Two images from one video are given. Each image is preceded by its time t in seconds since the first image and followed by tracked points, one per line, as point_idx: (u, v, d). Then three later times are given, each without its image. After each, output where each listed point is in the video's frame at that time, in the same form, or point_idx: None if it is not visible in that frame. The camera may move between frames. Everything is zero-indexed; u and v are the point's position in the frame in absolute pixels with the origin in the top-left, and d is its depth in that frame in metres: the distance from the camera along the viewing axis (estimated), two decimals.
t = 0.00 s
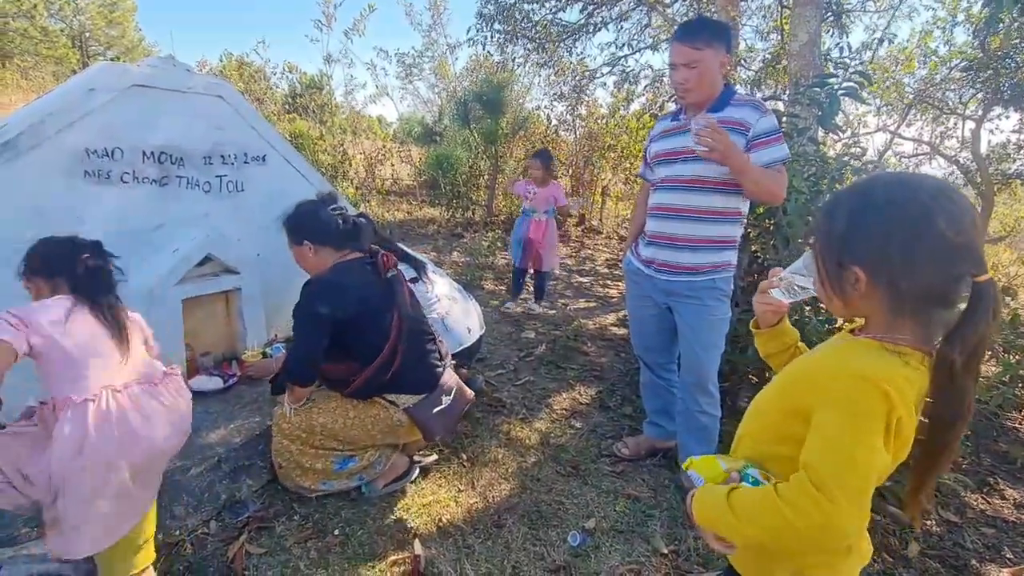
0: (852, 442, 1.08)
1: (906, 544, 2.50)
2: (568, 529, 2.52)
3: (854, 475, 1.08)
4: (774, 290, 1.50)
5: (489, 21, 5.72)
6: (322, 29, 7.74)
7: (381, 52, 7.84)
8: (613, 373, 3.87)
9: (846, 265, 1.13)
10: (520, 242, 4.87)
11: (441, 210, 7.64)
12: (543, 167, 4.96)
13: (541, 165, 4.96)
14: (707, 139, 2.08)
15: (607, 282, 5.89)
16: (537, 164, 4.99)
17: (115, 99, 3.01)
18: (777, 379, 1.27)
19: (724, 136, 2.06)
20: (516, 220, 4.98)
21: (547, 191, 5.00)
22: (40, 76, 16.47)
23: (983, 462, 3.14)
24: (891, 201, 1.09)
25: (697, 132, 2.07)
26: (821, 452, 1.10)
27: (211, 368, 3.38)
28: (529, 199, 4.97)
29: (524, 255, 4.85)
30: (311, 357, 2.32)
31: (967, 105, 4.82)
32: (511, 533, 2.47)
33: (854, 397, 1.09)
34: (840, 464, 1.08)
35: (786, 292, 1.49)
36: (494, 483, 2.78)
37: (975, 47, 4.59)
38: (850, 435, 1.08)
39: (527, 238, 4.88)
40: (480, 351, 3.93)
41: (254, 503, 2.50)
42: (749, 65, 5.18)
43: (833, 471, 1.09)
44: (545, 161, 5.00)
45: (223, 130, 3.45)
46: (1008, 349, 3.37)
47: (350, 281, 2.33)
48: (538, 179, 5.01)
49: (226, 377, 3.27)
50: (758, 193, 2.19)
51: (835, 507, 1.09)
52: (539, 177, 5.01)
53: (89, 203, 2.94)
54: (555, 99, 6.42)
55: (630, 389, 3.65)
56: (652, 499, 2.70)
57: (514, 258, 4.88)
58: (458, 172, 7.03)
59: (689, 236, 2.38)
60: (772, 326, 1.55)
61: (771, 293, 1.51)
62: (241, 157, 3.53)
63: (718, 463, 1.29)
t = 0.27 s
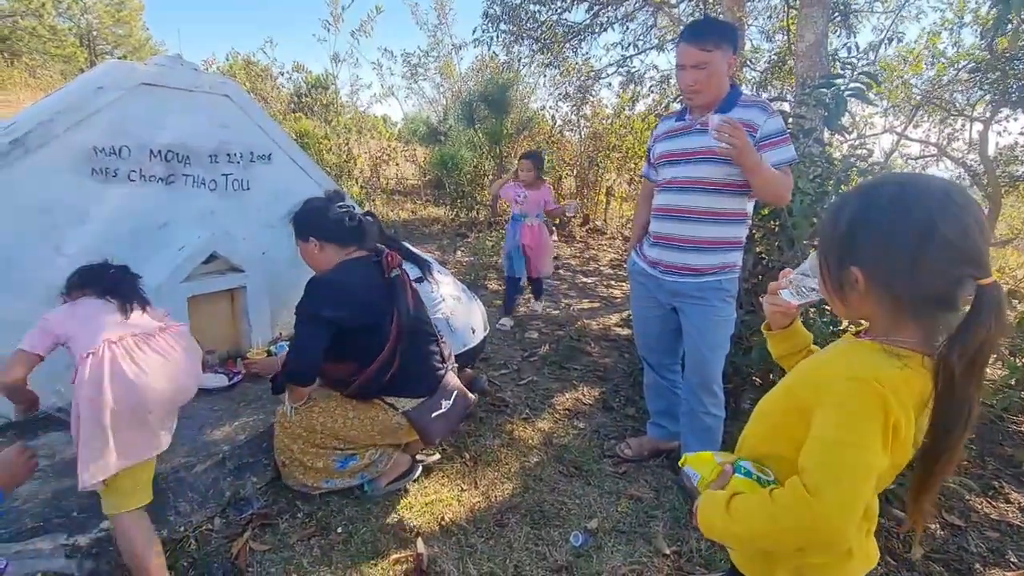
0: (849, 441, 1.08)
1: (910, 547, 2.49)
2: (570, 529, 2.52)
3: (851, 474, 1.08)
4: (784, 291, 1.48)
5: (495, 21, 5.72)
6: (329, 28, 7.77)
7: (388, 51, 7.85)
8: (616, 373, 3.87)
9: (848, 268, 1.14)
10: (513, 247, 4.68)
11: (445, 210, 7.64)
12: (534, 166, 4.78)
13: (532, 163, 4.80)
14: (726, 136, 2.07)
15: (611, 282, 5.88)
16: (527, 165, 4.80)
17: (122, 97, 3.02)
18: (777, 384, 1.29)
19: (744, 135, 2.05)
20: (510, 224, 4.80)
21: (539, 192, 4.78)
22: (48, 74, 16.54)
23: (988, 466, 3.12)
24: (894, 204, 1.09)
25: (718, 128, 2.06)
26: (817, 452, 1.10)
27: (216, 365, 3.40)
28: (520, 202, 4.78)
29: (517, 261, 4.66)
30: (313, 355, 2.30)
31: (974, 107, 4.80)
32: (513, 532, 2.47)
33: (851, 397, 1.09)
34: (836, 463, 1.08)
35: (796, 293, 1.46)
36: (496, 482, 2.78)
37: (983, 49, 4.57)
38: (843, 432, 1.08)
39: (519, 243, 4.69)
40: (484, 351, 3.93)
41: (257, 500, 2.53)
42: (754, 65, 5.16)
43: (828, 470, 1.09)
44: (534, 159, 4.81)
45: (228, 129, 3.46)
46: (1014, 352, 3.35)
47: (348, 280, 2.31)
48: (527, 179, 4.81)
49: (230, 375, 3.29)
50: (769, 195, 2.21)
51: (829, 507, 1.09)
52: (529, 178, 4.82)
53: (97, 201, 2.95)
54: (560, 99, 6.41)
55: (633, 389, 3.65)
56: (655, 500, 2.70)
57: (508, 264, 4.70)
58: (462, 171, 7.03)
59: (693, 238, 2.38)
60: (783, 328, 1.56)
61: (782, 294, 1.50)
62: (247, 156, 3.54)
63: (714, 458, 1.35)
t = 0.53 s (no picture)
0: (856, 445, 1.07)
1: (912, 549, 2.48)
2: (571, 529, 2.51)
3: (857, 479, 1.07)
4: (783, 296, 1.50)
5: (497, 20, 5.72)
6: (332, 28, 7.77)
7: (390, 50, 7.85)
8: (618, 373, 3.86)
9: (850, 269, 1.13)
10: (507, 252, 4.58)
11: (447, 209, 7.64)
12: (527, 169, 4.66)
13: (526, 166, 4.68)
14: (731, 136, 2.07)
15: (613, 282, 5.87)
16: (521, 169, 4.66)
17: (125, 96, 3.01)
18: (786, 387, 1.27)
19: (749, 134, 2.04)
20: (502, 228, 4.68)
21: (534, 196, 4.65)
22: (51, 73, 16.58)
23: (991, 467, 3.10)
24: (894, 203, 1.09)
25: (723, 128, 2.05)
26: (824, 455, 1.10)
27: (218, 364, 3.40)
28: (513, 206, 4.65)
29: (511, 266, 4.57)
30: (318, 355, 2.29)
31: (978, 107, 4.79)
32: (514, 532, 2.47)
33: (860, 402, 1.09)
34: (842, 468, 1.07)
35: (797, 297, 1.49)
36: (497, 482, 2.78)
37: (987, 48, 4.55)
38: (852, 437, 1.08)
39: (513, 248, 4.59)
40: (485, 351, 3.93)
41: (259, 499, 2.52)
42: (757, 64, 5.15)
43: (835, 474, 1.08)
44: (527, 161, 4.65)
45: (231, 128, 3.46)
46: (1018, 353, 3.34)
47: (353, 281, 2.31)
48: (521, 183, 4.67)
49: (232, 373, 3.29)
50: (772, 196, 2.21)
51: (831, 509, 1.09)
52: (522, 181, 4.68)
53: (99, 200, 2.96)
54: (563, 99, 6.40)
55: (635, 389, 3.64)
56: (656, 500, 2.69)
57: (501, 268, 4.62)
58: (465, 171, 7.02)
59: (696, 238, 2.38)
60: (784, 331, 1.55)
61: (780, 298, 1.51)
62: (249, 155, 3.54)
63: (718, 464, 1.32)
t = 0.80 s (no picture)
0: (877, 443, 1.07)
1: (915, 550, 2.47)
2: (573, 529, 2.51)
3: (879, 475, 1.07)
4: (779, 302, 1.49)
5: (500, 20, 5.71)
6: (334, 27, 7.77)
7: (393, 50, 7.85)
8: (620, 373, 3.86)
9: (865, 269, 1.12)
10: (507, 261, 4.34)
11: (449, 209, 7.64)
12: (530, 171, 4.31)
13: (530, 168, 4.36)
14: (732, 138, 2.06)
15: (615, 282, 5.87)
16: (524, 170, 4.32)
17: (129, 95, 3.00)
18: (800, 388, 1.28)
19: (750, 135, 2.04)
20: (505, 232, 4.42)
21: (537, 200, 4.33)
22: (56, 73, 16.63)
23: (995, 468, 3.09)
24: (906, 201, 1.08)
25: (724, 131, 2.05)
26: (845, 453, 1.09)
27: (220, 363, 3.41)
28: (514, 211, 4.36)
29: (511, 275, 4.34)
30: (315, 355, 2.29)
31: (983, 107, 4.78)
32: (516, 532, 2.47)
33: (881, 399, 1.09)
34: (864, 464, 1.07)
35: (792, 304, 1.49)
36: (499, 481, 2.78)
37: (991, 48, 4.53)
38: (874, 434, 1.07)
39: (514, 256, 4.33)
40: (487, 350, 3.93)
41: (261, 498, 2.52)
42: (760, 64, 5.14)
43: (856, 472, 1.08)
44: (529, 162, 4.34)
45: (234, 127, 3.46)
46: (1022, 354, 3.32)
47: (354, 281, 2.31)
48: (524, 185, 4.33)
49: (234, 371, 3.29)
50: (774, 197, 2.20)
51: (851, 506, 1.09)
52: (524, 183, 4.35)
53: (102, 199, 2.96)
54: (565, 99, 6.39)
55: (637, 389, 3.63)
56: (658, 500, 2.69)
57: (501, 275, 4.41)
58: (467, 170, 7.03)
59: (697, 239, 2.37)
60: (777, 338, 1.54)
61: (776, 305, 1.50)
62: (252, 154, 3.55)
63: (737, 467, 1.32)
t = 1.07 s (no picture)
0: (907, 442, 1.03)
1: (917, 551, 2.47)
2: (574, 529, 2.51)
3: (925, 479, 1.01)
4: (772, 306, 1.49)
5: (502, 20, 5.72)
6: (337, 27, 7.78)
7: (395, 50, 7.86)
8: (622, 373, 3.86)
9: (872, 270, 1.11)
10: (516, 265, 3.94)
11: (451, 208, 7.65)
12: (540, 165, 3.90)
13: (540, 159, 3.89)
14: (733, 139, 2.07)
15: (617, 282, 5.87)
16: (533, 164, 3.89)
17: (132, 95, 3.01)
18: (807, 394, 1.27)
19: (751, 137, 2.05)
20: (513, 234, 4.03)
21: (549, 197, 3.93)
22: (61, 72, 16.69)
23: (997, 469, 3.09)
24: (908, 201, 1.08)
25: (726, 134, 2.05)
26: (880, 457, 1.05)
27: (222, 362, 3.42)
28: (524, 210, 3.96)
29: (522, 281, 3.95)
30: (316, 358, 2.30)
31: (986, 107, 4.78)
32: (518, 531, 2.47)
33: (910, 396, 1.06)
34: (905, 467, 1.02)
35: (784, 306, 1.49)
36: (500, 481, 2.78)
37: (995, 48, 4.53)
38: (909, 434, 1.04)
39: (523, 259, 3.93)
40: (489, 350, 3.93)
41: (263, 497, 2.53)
42: (762, 64, 5.14)
43: (891, 473, 1.03)
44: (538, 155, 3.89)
45: (237, 127, 3.47)
46: None
47: (350, 282, 2.32)
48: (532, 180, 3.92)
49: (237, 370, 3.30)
50: (776, 197, 2.20)
51: (898, 512, 1.02)
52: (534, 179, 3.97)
53: (104, 198, 2.96)
54: (568, 98, 6.40)
55: (638, 389, 3.64)
56: (660, 501, 2.69)
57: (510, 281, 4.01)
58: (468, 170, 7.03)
59: (699, 240, 2.37)
60: (765, 343, 1.53)
61: (767, 309, 1.49)
62: (255, 154, 3.56)
63: (763, 491, 1.27)
